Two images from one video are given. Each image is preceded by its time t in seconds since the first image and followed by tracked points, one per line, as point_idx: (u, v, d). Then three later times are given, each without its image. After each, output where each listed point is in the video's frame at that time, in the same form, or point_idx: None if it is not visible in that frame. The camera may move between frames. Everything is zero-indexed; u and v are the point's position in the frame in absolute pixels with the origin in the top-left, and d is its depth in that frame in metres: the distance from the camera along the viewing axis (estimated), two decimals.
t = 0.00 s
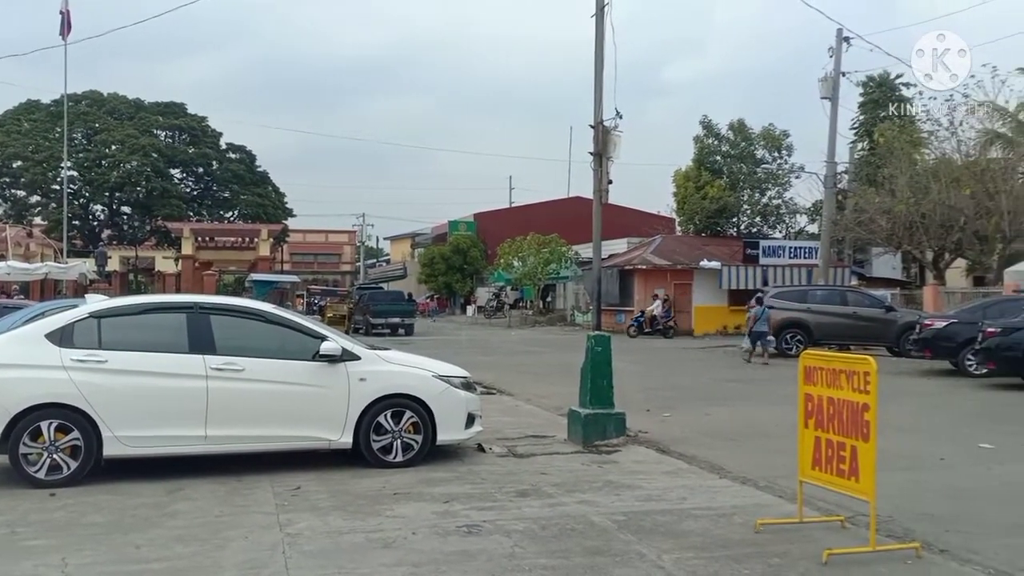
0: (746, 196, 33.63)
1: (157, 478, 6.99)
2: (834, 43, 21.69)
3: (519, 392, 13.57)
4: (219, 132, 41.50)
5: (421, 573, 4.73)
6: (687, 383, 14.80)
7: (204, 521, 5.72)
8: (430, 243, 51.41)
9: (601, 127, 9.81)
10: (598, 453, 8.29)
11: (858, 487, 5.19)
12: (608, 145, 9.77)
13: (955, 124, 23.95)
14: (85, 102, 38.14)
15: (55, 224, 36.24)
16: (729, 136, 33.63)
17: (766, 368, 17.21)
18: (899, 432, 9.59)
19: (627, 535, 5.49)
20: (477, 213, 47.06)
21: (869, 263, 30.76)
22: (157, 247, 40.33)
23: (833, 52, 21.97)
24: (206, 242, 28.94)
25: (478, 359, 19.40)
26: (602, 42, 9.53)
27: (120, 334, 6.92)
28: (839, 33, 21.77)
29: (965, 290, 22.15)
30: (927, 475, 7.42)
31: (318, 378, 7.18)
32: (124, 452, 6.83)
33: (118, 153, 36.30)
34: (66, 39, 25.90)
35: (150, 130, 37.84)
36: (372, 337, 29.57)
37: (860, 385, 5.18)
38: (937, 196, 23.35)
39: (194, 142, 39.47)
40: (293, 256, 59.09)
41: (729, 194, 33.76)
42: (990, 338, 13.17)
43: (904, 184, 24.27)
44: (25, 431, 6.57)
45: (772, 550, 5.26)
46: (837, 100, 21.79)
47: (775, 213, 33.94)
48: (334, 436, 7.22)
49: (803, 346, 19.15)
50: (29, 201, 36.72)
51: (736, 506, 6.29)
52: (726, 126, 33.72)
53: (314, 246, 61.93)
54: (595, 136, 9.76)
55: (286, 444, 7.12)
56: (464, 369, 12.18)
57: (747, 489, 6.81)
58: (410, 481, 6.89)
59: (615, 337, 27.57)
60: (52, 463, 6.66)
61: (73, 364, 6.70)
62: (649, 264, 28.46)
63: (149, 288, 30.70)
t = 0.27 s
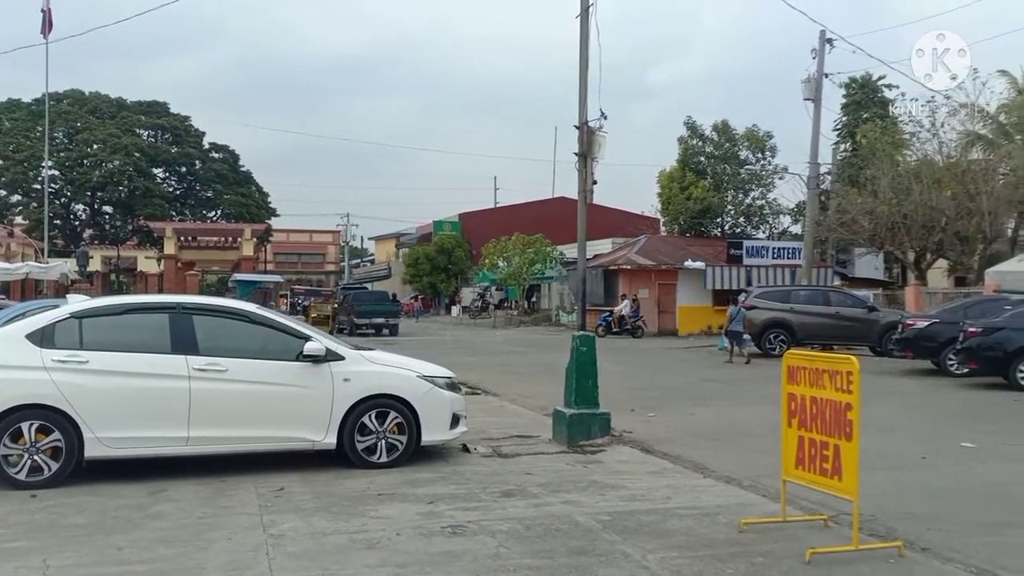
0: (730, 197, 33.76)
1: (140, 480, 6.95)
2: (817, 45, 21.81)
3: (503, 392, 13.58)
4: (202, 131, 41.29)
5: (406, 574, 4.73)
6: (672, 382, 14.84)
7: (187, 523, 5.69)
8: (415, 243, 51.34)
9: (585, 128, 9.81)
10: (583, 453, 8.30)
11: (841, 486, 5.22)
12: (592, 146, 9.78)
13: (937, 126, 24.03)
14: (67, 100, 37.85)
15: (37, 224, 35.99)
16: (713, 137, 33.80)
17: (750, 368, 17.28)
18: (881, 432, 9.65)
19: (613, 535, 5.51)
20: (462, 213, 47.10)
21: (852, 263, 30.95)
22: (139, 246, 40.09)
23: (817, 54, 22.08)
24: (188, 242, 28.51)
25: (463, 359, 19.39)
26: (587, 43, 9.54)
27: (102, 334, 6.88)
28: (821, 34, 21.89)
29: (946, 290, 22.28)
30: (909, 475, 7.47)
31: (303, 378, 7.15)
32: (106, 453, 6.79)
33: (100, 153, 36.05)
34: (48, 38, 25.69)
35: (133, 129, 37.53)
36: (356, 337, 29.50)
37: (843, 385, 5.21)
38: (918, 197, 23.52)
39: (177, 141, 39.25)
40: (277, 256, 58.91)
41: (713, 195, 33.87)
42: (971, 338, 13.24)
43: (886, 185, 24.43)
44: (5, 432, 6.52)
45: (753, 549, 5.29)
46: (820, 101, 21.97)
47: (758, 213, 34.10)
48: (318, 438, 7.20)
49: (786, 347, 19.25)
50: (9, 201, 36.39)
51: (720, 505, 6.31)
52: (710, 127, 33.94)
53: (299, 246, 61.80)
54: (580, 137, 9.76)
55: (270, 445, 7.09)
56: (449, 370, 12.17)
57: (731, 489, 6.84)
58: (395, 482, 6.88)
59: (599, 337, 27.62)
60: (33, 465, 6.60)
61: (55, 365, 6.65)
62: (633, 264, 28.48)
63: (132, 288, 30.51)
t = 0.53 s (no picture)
0: (711, 197, 33.89)
1: (119, 481, 6.90)
2: (797, 46, 21.95)
3: (485, 392, 13.59)
4: (182, 130, 41.06)
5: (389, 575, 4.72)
6: (653, 382, 14.89)
7: (167, 524, 5.65)
8: (397, 243, 51.24)
9: (567, 128, 9.83)
10: (565, 453, 8.31)
11: (822, 484, 5.25)
12: (574, 146, 9.79)
13: (916, 127, 24.28)
14: (44, 99, 37.52)
15: (14, 223, 35.65)
16: (694, 137, 34.00)
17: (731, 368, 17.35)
18: (860, 431, 9.71)
19: (595, 534, 5.52)
20: (444, 213, 47.07)
21: (832, 263, 31.14)
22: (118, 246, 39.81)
23: (797, 55, 22.22)
24: (167, 242, 28.39)
25: (445, 360, 19.36)
26: (569, 43, 9.55)
27: (81, 335, 6.83)
28: (802, 35, 22.01)
29: (925, 289, 22.47)
30: (888, 472, 7.53)
31: (284, 379, 7.12)
32: (85, 454, 6.73)
33: (78, 151, 35.75)
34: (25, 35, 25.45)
35: (112, 128, 37.22)
36: (338, 337, 29.40)
37: (824, 383, 5.24)
38: (897, 197, 23.71)
39: (156, 140, 39.04)
40: (258, 256, 58.66)
41: (694, 195, 34.00)
42: (950, 337, 13.31)
43: (866, 185, 24.59)
44: None
45: (734, 547, 5.31)
46: (801, 102, 22.10)
47: (739, 213, 34.25)
48: (299, 438, 7.17)
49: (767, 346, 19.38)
50: None
51: (701, 504, 6.33)
52: (691, 127, 34.09)
53: (279, 246, 61.55)
54: (562, 137, 9.78)
55: (250, 446, 7.06)
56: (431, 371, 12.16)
57: (712, 488, 6.87)
58: (376, 482, 6.86)
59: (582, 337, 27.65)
60: (10, 467, 6.54)
61: (32, 366, 6.59)
62: (615, 264, 28.53)
63: (111, 289, 30.25)
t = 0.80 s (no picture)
0: (693, 196, 34.03)
1: (99, 481, 6.86)
2: (778, 46, 22.06)
3: (467, 391, 13.60)
4: (162, 127, 40.81)
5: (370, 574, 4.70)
6: (635, 380, 14.93)
7: (147, 524, 5.62)
8: (379, 243, 51.06)
9: (550, 127, 9.84)
10: (547, 452, 8.32)
11: (801, 481, 5.28)
12: (557, 145, 9.80)
13: (895, 127, 24.44)
14: (22, 96, 37.21)
15: None
16: (676, 137, 34.10)
17: (714, 366, 17.42)
18: (840, 429, 9.77)
19: (578, 533, 5.52)
20: (426, 212, 46.98)
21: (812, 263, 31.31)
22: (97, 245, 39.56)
23: (778, 55, 22.34)
24: (147, 241, 28.23)
25: (428, 359, 19.34)
26: (552, 42, 9.56)
27: (59, 334, 6.77)
28: (783, 35, 22.10)
29: (904, 289, 22.63)
30: (867, 470, 7.58)
31: (265, 378, 7.09)
32: (65, 454, 6.69)
33: (57, 149, 35.50)
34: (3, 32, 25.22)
35: (91, 125, 37.00)
36: (320, 336, 29.32)
37: (804, 381, 5.27)
38: (877, 197, 23.86)
39: (136, 137, 38.75)
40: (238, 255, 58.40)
41: (676, 194, 34.09)
42: (928, 336, 13.49)
43: (846, 185, 24.75)
44: None
45: (715, 545, 5.33)
46: (782, 102, 22.21)
47: (721, 213, 34.39)
48: (280, 438, 7.15)
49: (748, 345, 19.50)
50: None
51: (682, 502, 6.35)
52: (674, 127, 34.21)
53: (261, 245, 61.27)
54: (545, 136, 9.78)
55: (231, 445, 7.02)
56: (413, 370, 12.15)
57: (693, 486, 6.90)
58: (359, 482, 6.84)
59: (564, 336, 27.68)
60: None
61: (10, 365, 6.54)
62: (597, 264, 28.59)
63: (89, 287, 30.02)
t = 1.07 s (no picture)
0: (674, 195, 34.15)
1: (78, 481, 6.81)
2: (759, 46, 22.15)
3: (449, 389, 13.59)
4: (140, 124, 40.50)
5: (351, 574, 4.69)
6: (617, 378, 14.97)
7: (126, 524, 5.58)
8: (360, 241, 50.93)
9: (532, 125, 9.84)
10: (529, 450, 8.32)
11: (781, 479, 5.31)
12: (539, 144, 9.81)
13: (874, 126, 24.57)
14: None
15: None
16: (658, 135, 34.25)
17: (695, 365, 17.47)
18: (819, 426, 9.83)
19: (559, 531, 5.53)
20: (408, 209, 46.92)
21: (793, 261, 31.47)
22: (75, 242, 39.20)
23: (759, 54, 22.44)
24: (125, 238, 27.89)
25: (410, 357, 19.29)
26: (533, 40, 9.55)
27: (36, 332, 6.71)
28: (763, 34, 22.21)
29: (883, 287, 22.79)
30: (846, 467, 7.63)
31: (246, 377, 7.06)
32: (42, 454, 6.64)
33: (34, 145, 35.14)
34: None
35: (69, 122, 36.66)
36: (300, 335, 29.20)
37: (784, 380, 5.29)
38: (857, 196, 24.00)
39: (115, 134, 38.43)
40: (218, 252, 58.06)
41: (658, 192, 34.17)
42: (906, 334, 13.59)
43: (825, 183, 24.90)
44: None
45: (696, 542, 5.35)
46: (762, 101, 22.33)
47: (702, 211, 34.53)
48: (261, 437, 7.12)
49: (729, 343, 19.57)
50: None
51: (663, 500, 6.37)
52: (655, 125, 34.30)
53: (241, 242, 60.94)
54: (527, 134, 9.78)
55: (211, 445, 6.98)
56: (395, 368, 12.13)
57: (674, 483, 6.92)
58: (340, 481, 6.82)
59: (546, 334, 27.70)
60: None
61: None
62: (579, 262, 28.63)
63: (67, 286, 29.75)
